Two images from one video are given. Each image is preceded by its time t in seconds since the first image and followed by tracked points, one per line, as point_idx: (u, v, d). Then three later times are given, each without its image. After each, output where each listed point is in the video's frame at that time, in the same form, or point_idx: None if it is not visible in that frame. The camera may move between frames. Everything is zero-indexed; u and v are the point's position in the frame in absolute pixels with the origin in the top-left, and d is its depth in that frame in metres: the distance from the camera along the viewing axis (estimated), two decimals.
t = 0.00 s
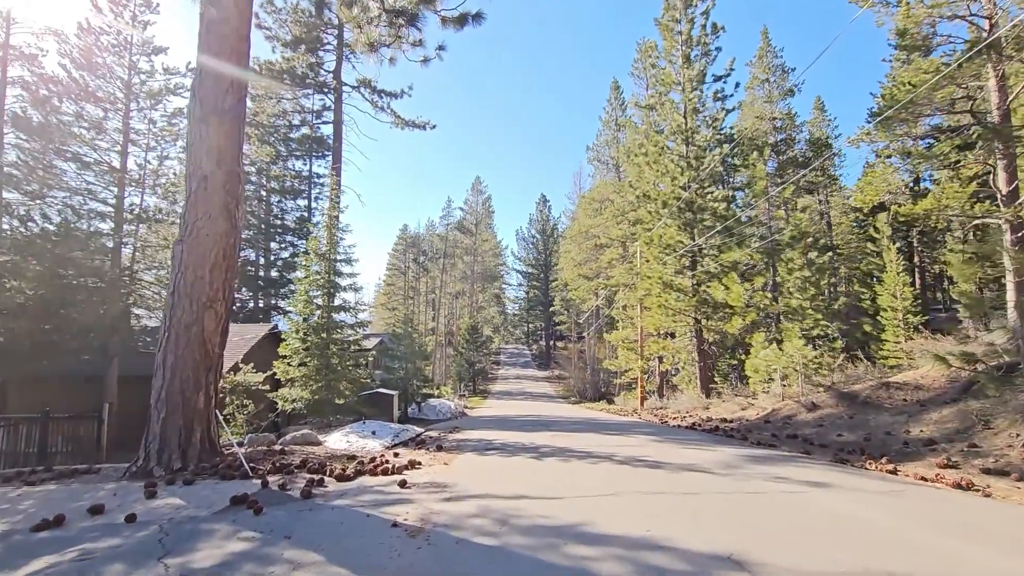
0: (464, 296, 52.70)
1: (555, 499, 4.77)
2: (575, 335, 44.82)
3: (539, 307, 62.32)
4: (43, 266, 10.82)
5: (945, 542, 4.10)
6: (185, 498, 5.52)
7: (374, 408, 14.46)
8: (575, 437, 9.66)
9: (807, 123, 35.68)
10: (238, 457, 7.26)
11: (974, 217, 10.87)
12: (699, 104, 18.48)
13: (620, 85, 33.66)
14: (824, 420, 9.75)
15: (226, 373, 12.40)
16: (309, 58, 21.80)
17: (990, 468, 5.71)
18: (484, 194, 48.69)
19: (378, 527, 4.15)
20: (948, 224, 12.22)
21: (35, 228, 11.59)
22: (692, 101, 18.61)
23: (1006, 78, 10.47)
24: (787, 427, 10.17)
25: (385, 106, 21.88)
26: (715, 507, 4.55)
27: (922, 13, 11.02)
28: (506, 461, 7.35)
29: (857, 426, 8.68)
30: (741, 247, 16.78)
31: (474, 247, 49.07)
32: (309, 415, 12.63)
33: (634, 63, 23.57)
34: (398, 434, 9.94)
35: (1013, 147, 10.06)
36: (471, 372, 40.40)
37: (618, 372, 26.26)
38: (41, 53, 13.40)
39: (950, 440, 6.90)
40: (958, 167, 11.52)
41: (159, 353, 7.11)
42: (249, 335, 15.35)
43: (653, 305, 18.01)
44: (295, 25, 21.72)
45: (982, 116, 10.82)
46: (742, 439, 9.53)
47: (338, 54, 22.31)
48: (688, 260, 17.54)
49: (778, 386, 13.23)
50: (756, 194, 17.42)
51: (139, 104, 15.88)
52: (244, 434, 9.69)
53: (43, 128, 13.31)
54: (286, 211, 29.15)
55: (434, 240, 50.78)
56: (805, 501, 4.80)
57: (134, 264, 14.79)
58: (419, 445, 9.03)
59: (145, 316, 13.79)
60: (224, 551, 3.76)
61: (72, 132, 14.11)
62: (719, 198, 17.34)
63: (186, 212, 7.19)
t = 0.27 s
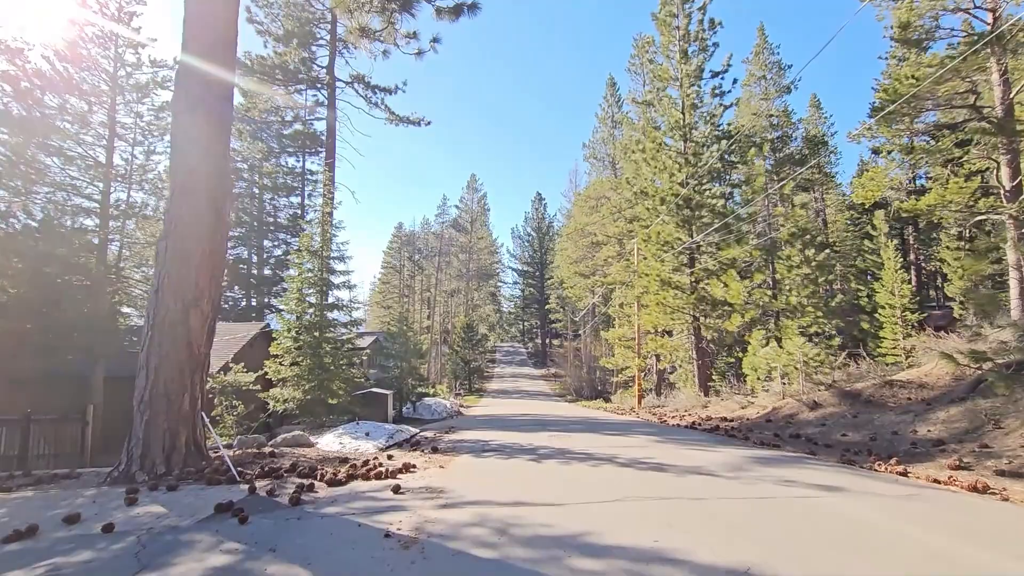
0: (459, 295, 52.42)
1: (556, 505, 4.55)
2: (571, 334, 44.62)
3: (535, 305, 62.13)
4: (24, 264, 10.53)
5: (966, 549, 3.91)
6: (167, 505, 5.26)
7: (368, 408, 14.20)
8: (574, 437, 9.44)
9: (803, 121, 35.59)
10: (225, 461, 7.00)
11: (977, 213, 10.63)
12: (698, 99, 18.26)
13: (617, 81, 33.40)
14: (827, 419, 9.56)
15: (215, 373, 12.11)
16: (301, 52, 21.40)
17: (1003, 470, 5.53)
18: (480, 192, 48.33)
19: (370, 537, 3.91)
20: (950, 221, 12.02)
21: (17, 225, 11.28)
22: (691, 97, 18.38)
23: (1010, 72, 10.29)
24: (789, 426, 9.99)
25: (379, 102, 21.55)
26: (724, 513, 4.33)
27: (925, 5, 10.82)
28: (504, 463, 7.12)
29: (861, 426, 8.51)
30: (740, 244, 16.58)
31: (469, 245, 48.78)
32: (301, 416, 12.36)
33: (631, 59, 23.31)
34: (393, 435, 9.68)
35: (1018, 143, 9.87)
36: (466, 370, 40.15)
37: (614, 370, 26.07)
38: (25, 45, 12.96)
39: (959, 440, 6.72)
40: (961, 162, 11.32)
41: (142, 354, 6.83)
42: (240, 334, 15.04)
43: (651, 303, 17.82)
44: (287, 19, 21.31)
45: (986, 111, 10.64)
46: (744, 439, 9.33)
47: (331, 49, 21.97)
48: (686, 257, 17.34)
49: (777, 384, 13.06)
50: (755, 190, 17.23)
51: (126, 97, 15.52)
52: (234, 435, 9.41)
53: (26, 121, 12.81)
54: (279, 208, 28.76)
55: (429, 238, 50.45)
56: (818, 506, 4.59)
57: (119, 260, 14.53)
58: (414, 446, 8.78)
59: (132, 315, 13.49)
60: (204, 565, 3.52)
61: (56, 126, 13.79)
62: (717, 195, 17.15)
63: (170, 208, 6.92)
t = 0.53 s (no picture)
0: (454, 294, 52.13)
1: (557, 508, 4.31)
2: (567, 332, 44.41)
3: (530, 304, 61.91)
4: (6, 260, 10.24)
5: (991, 552, 3.70)
6: (146, 511, 4.98)
7: (362, 407, 13.91)
8: (572, 436, 9.20)
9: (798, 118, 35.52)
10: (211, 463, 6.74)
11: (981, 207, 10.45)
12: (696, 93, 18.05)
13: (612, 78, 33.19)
14: (830, 416, 9.37)
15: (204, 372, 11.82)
16: (293, 46, 21.06)
17: (1018, 467, 5.34)
18: (475, 190, 47.99)
19: (360, 544, 3.67)
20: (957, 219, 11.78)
21: None
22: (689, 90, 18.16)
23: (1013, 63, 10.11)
24: (792, 423, 9.78)
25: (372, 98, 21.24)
26: (734, 515, 4.11)
27: None
28: (500, 463, 6.86)
29: (866, 423, 8.31)
30: (739, 239, 16.37)
31: (464, 243, 48.47)
32: (293, 416, 12.06)
33: (627, 54, 23.11)
34: (386, 435, 9.42)
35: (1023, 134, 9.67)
36: (461, 369, 39.89)
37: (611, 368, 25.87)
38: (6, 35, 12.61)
39: (969, 437, 6.54)
40: (964, 154, 11.13)
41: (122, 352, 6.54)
42: (230, 333, 14.71)
43: (649, 300, 17.62)
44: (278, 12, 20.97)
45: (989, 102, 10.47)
46: (746, 437, 9.13)
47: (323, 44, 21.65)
48: (683, 253, 17.14)
49: (778, 380, 12.88)
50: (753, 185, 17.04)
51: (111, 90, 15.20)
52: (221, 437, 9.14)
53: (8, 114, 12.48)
54: (271, 206, 28.39)
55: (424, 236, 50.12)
56: (831, 506, 4.36)
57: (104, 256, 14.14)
58: (408, 446, 8.52)
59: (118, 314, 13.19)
60: None
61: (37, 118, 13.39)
62: (714, 190, 16.97)
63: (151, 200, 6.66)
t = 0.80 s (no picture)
0: (450, 293, 51.82)
1: (558, 517, 4.08)
2: (563, 332, 44.21)
3: (526, 304, 61.70)
4: None
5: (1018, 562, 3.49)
6: (124, 522, 4.72)
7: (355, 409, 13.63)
8: (571, 438, 8.96)
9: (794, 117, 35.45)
10: (196, 469, 6.46)
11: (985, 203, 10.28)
12: (694, 89, 17.85)
13: (609, 76, 32.99)
14: (834, 416, 9.18)
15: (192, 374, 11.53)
16: (285, 42, 20.74)
17: None
18: (470, 189, 47.65)
19: (349, 559, 3.43)
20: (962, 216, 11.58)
21: None
22: (687, 86, 17.94)
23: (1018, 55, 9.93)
24: (794, 423, 9.59)
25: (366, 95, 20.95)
26: (745, 524, 3.89)
27: None
28: (498, 467, 6.61)
29: (872, 423, 8.12)
30: (739, 236, 16.18)
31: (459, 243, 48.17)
32: (285, 418, 11.77)
33: (623, 51, 22.90)
34: (379, 437, 9.17)
35: None
36: (457, 369, 39.62)
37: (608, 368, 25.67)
38: None
39: (980, 438, 6.35)
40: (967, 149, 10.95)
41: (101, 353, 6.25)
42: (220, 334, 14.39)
43: (647, 298, 17.41)
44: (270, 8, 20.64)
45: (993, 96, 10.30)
46: (749, 438, 8.92)
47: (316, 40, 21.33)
48: (681, 251, 16.94)
49: (778, 379, 12.69)
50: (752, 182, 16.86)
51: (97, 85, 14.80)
52: (209, 440, 8.86)
53: None
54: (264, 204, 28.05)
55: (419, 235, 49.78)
56: (847, 512, 4.15)
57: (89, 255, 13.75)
58: (401, 450, 8.27)
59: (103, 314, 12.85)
60: None
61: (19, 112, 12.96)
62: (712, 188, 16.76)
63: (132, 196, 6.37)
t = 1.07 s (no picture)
0: (448, 294, 51.53)
1: (567, 524, 3.82)
2: (562, 332, 43.98)
3: (525, 305, 61.53)
4: None
5: None
6: (104, 529, 4.45)
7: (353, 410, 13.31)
8: (573, 439, 8.71)
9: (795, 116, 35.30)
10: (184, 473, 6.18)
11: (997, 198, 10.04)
12: (695, 86, 17.67)
13: (608, 75, 32.82)
14: (843, 416, 8.94)
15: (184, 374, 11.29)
16: (282, 39, 20.50)
17: None
18: (468, 189, 47.39)
19: (341, 568, 3.18)
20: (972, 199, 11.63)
21: None
22: (689, 83, 17.77)
23: None
24: (802, 424, 9.36)
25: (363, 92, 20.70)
26: (768, 531, 3.64)
27: None
28: (499, 470, 6.35)
29: (885, 423, 7.89)
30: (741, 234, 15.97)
31: (458, 243, 47.84)
32: (280, 419, 11.50)
33: (623, 49, 22.70)
34: (376, 439, 8.92)
35: None
36: (456, 370, 39.37)
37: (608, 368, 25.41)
38: None
39: (1000, 438, 6.11)
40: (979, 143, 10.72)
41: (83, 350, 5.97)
42: (214, 334, 14.09)
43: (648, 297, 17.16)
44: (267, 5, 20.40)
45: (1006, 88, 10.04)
46: (756, 439, 8.68)
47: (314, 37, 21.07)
48: (683, 250, 16.72)
49: (783, 379, 12.46)
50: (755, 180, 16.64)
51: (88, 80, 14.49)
52: (200, 442, 8.60)
53: None
54: (260, 204, 27.79)
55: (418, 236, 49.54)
56: (872, 517, 3.90)
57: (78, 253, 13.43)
58: (398, 451, 8.02)
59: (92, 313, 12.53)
60: None
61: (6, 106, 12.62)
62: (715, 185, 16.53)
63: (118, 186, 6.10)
